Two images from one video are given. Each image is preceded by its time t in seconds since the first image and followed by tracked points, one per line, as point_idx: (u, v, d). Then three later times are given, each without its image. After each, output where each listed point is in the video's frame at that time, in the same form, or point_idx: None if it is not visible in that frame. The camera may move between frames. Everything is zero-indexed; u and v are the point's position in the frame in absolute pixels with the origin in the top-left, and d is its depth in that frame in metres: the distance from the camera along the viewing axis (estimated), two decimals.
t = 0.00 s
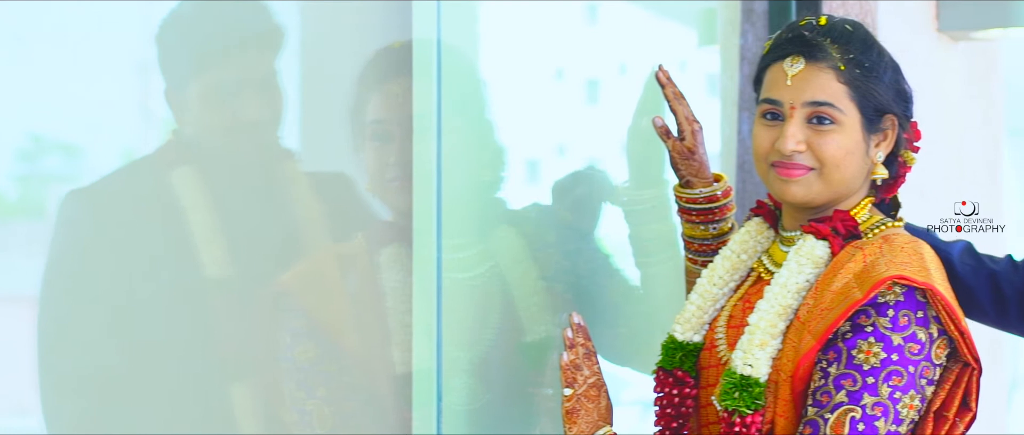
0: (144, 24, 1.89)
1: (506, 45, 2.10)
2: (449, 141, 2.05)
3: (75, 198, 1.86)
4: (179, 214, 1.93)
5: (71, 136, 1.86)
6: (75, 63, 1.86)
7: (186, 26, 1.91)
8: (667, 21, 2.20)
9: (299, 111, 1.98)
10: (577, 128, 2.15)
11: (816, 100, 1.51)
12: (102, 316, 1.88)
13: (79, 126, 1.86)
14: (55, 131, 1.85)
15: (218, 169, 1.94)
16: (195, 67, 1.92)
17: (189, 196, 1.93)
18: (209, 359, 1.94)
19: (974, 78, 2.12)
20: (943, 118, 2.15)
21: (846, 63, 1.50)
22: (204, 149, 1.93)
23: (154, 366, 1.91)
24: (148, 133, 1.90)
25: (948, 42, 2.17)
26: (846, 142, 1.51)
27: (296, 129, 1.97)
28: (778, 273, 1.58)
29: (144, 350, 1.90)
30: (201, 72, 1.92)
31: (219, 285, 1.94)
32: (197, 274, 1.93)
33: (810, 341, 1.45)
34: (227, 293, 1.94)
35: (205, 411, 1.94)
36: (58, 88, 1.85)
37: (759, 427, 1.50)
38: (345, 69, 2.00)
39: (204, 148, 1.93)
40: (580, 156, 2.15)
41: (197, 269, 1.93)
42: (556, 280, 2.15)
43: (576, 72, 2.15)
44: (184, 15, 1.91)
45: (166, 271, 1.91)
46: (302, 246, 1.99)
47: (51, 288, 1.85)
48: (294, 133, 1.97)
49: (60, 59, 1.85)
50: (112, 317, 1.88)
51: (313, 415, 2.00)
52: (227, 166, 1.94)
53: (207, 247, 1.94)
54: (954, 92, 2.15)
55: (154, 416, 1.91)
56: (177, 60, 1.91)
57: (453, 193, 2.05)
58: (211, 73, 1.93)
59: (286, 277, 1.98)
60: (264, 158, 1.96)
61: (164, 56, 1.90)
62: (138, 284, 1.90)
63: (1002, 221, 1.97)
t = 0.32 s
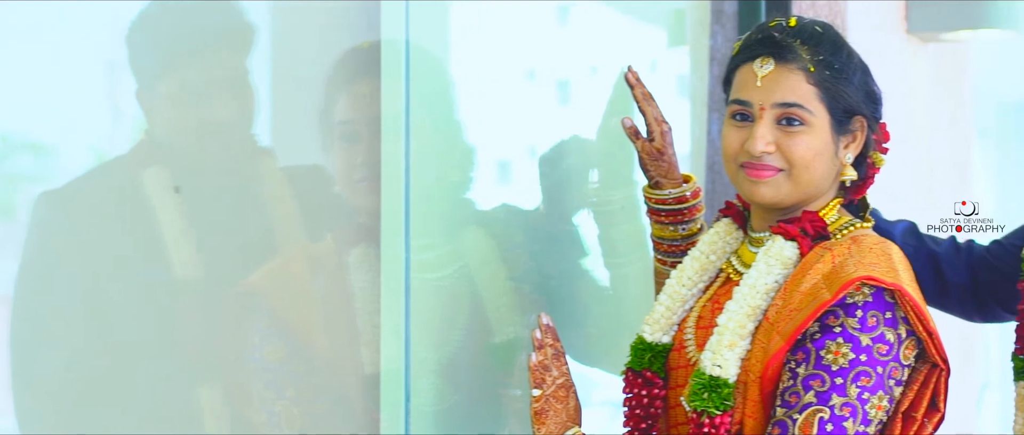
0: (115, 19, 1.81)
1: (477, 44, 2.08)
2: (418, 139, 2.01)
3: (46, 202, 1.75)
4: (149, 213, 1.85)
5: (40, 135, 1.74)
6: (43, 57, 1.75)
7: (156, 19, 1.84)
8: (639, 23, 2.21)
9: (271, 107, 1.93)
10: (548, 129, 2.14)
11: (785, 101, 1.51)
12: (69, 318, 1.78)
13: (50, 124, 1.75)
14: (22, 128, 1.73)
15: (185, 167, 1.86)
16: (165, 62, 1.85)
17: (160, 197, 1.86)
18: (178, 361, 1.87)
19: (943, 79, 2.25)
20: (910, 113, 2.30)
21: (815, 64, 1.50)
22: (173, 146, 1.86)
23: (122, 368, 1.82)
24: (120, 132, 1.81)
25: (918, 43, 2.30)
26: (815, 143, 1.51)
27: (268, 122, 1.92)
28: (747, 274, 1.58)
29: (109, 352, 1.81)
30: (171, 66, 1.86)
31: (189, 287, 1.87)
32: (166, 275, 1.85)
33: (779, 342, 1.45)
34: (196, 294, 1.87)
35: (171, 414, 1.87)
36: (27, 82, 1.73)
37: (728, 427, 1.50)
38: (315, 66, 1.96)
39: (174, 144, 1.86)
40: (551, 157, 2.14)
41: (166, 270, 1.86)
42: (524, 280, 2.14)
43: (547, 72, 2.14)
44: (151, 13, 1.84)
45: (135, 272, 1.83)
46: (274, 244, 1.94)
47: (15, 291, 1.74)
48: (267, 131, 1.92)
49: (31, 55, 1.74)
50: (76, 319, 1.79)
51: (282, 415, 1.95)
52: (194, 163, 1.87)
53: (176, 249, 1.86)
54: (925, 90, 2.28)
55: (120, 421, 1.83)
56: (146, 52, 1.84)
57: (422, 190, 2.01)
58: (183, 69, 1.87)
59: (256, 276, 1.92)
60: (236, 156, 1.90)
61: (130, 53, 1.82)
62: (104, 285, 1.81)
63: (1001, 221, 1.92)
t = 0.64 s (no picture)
0: (81, 15, 1.70)
1: (444, 42, 2.05)
2: (384, 141, 1.98)
3: (11, 205, 1.64)
4: (112, 216, 1.74)
5: (9, 135, 1.63)
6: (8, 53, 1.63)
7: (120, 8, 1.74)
8: (605, 23, 2.23)
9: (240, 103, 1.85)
10: (516, 131, 2.13)
11: (751, 104, 1.51)
12: (23, 323, 1.66)
13: (24, 123, 1.64)
14: None
15: (148, 163, 1.77)
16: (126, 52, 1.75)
17: (124, 199, 1.75)
18: (140, 367, 1.77)
19: (910, 81, 2.81)
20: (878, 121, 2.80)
21: (781, 67, 1.51)
22: (136, 142, 1.76)
23: (80, 375, 1.72)
24: (88, 134, 1.71)
25: (883, 45, 2.76)
26: (780, 145, 1.51)
27: (235, 119, 1.85)
28: (712, 275, 1.58)
29: (66, 359, 1.70)
30: (132, 55, 1.76)
31: (153, 289, 1.78)
32: (130, 277, 1.76)
33: (744, 343, 1.45)
34: (159, 297, 1.78)
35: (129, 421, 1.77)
36: None
37: (692, 429, 1.49)
38: (282, 60, 1.89)
39: (137, 140, 1.76)
40: (519, 158, 2.14)
41: (128, 273, 1.76)
42: (488, 282, 2.12)
43: (516, 74, 2.13)
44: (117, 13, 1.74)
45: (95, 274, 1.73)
46: (238, 244, 1.86)
47: None
48: (236, 129, 1.85)
49: None
50: (32, 324, 1.67)
51: (246, 417, 1.88)
52: (162, 161, 1.78)
53: (141, 252, 1.77)
54: (891, 94, 2.81)
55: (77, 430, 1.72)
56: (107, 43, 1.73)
57: (384, 192, 1.98)
58: (146, 61, 1.77)
59: (220, 278, 1.84)
60: (201, 153, 1.82)
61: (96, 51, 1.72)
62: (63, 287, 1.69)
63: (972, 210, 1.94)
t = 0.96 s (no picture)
0: (47, 14, 1.65)
1: (413, 42, 2.03)
2: (352, 141, 1.95)
3: None
4: (77, 217, 1.70)
5: None
6: None
7: (86, 1, 1.70)
8: (573, 24, 2.23)
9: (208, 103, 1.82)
10: (486, 132, 2.12)
11: (720, 107, 1.51)
12: None
13: None
14: None
15: (114, 161, 1.73)
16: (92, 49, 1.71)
17: (89, 199, 1.71)
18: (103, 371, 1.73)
19: (880, 82, 2.92)
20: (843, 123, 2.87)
21: (750, 70, 1.51)
22: (101, 141, 1.72)
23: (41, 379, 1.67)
24: (54, 136, 1.66)
25: (849, 47, 2.84)
26: (748, 149, 1.52)
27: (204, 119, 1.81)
28: (679, 277, 1.58)
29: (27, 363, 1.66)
30: (98, 53, 1.71)
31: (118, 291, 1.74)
32: (95, 280, 1.71)
33: (711, 345, 1.45)
34: (124, 300, 1.74)
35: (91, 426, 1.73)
36: None
37: (659, 430, 1.49)
38: (250, 58, 1.86)
39: (102, 138, 1.72)
40: (488, 158, 2.13)
41: (92, 275, 1.71)
42: (456, 282, 2.10)
43: (485, 75, 2.12)
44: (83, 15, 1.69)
45: (58, 276, 1.68)
46: (207, 244, 1.83)
47: None
48: (205, 128, 1.81)
49: None
50: None
51: (213, 418, 1.85)
52: (127, 160, 1.74)
53: (106, 254, 1.72)
54: (857, 95, 2.89)
55: None
56: (73, 40, 1.68)
57: (351, 192, 1.95)
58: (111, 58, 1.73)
59: (187, 277, 1.81)
60: (169, 152, 1.78)
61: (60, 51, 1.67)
62: (26, 289, 1.65)
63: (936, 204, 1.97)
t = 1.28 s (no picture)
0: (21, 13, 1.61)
1: (388, 42, 2.02)
2: (325, 142, 1.94)
3: None
4: (50, 217, 1.66)
5: None
6: None
7: (59, 2, 1.66)
8: (548, 25, 2.24)
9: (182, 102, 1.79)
10: (462, 133, 2.12)
11: (696, 110, 1.52)
12: None
13: None
14: None
15: (87, 161, 1.69)
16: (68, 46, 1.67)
17: (62, 200, 1.67)
18: (75, 374, 1.70)
19: (855, 85, 3.00)
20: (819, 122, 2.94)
21: (726, 73, 1.52)
22: (75, 140, 1.68)
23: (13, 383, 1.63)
24: (29, 136, 1.63)
25: (825, 48, 2.93)
26: (723, 151, 1.53)
27: (178, 117, 1.79)
28: (653, 278, 1.59)
29: None
30: (72, 52, 1.68)
31: (90, 294, 1.70)
32: (68, 282, 1.68)
33: (684, 346, 1.46)
34: (97, 302, 1.71)
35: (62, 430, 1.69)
36: None
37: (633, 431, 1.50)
38: (225, 57, 1.84)
39: (76, 138, 1.68)
40: (464, 159, 2.12)
41: (65, 278, 1.68)
42: (430, 283, 2.09)
43: (462, 76, 2.12)
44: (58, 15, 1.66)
45: (30, 279, 1.64)
46: (182, 245, 1.80)
47: None
48: (180, 128, 1.79)
49: None
50: None
51: (186, 418, 1.82)
52: (101, 159, 1.71)
53: (78, 256, 1.69)
54: (835, 97, 2.97)
55: None
56: (47, 41, 1.64)
57: (325, 192, 1.93)
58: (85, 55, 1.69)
59: (160, 278, 1.78)
60: (143, 151, 1.75)
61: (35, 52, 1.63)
62: None
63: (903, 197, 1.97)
